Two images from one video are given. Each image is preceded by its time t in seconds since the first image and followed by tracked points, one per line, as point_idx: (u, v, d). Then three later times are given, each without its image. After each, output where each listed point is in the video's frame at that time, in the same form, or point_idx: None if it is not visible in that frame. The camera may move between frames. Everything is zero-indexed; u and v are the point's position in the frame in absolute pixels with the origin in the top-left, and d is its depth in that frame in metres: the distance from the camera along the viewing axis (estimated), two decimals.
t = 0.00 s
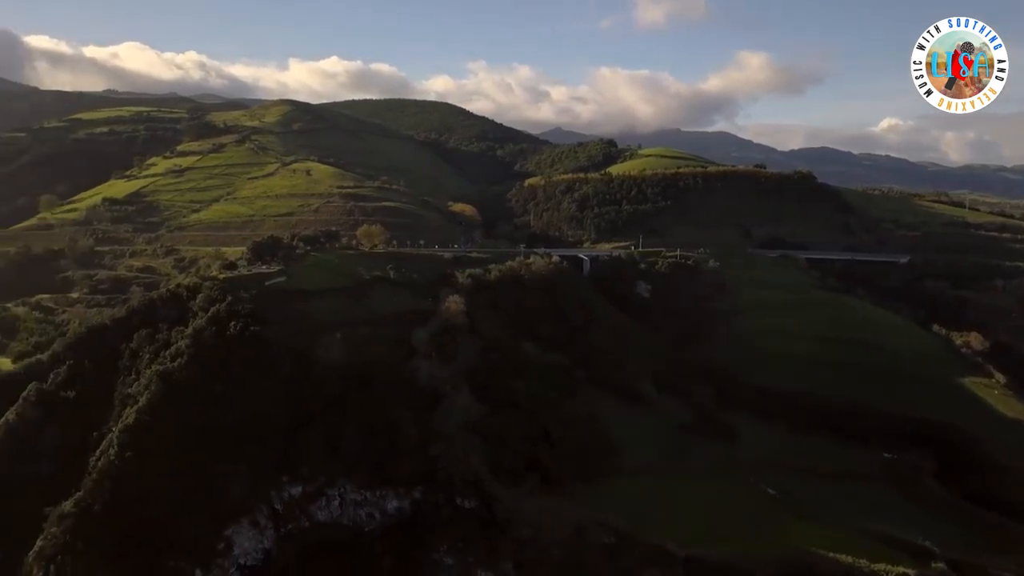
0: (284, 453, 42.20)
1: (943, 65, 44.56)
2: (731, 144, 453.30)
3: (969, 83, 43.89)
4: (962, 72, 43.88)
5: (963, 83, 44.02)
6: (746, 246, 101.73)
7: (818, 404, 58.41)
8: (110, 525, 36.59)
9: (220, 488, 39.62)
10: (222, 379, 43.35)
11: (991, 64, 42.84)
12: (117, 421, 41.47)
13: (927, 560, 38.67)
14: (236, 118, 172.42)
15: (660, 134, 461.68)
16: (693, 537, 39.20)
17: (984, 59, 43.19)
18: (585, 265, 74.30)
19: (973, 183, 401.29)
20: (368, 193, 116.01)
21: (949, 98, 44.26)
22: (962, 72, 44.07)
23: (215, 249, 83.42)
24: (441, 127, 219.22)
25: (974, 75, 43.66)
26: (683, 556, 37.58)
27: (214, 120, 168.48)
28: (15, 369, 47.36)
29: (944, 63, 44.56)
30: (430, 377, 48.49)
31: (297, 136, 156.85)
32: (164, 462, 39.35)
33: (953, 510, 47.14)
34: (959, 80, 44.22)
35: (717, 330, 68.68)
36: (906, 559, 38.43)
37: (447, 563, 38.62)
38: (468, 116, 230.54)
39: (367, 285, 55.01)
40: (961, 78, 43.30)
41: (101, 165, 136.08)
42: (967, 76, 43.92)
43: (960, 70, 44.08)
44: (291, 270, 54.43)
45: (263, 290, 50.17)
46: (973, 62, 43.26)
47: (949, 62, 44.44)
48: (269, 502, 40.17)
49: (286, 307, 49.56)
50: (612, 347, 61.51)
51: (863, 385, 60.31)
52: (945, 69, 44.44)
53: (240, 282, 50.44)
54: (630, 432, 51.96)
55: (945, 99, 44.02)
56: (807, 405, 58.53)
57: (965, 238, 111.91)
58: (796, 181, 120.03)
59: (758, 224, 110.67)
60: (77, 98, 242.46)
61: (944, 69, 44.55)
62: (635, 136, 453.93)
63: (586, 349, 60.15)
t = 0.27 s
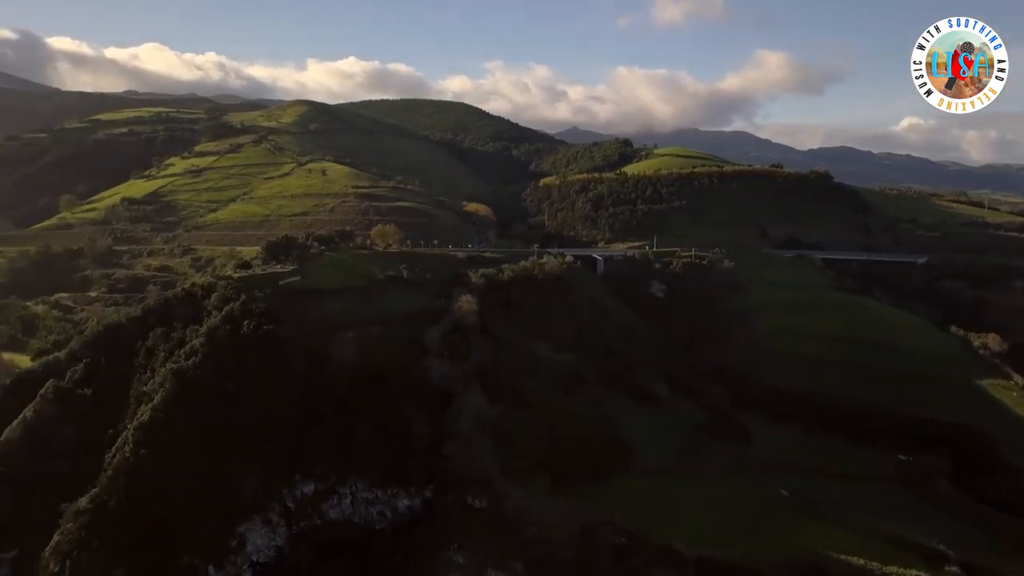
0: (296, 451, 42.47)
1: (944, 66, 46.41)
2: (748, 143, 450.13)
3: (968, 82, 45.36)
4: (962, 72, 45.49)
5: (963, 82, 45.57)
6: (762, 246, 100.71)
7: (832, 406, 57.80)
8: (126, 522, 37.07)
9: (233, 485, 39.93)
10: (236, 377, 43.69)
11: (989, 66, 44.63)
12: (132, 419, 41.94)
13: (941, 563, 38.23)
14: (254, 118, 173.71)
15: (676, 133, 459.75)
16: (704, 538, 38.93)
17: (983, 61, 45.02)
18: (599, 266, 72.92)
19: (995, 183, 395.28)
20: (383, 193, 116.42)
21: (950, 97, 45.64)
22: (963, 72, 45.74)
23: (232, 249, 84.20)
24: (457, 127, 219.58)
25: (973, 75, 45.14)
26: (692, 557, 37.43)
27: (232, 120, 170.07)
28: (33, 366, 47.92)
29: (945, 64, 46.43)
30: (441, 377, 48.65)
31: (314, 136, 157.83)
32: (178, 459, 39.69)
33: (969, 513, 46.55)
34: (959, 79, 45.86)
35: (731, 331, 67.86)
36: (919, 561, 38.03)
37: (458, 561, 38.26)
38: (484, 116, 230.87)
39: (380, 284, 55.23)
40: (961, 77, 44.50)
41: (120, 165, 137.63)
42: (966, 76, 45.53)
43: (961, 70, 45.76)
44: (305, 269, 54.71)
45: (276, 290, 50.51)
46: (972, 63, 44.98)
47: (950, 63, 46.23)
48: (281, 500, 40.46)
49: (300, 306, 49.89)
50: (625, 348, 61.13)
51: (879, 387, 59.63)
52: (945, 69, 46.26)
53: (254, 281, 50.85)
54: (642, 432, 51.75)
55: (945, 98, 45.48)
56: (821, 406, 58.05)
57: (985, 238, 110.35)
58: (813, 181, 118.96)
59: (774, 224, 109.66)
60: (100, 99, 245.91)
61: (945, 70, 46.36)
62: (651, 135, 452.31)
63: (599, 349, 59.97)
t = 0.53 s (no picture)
0: (310, 449, 43.05)
1: (944, 66, 47.02)
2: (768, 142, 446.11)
3: (969, 82, 45.77)
4: (962, 72, 45.95)
5: (963, 82, 46.00)
6: (781, 246, 99.69)
7: (849, 408, 57.33)
8: (143, 518, 37.36)
9: (249, 482, 40.49)
10: (252, 375, 44.15)
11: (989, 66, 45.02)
12: (150, 416, 42.47)
13: (957, 567, 37.80)
14: (274, 118, 175.44)
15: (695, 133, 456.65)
16: (715, 539, 38.94)
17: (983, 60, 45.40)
18: (616, 266, 72.35)
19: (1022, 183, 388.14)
20: (401, 193, 116.88)
21: (950, 97, 46.20)
22: (963, 72, 46.12)
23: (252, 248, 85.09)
24: (476, 127, 219.89)
25: (973, 75, 45.51)
26: (703, 558, 37.36)
27: (253, 121, 171.74)
28: (55, 363, 48.73)
29: (945, 64, 47.01)
30: (455, 376, 48.84)
31: (332, 137, 158.85)
32: (194, 456, 40.10)
33: (987, 518, 46.03)
34: (960, 79, 46.25)
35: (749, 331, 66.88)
36: (934, 565, 37.65)
37: (470, 560, 38.63)
38: (502, 116, 231.04)
39: (396, 283, 55.42)
40: (960, 78, 45.06)
41: (142, 165, 139.51)
42: (966, 76, 45.90)
43: (961, 70, 46.14)
44: (321, 268, 55.06)
45: (293, 289, 50.95)
46: (973, 62, 45.42)
47: (950, 63, 46.75)
48: (295, 497, 40.95)
49: (315, 305, 50.30)
50: (641, 348, 60.86)
51: (897, 389, 58.90)
52: (944, 70, 46.84)
53: (270, 281, 51.33)
54: (656, 432, 51.58)
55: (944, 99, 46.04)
56: (838, 409, 57.54)
57: (1009, 238, 108.49)
58: (832, 181, 117.68)
59: (793, 224, 108.52)
60: (124, 99, 249.65)
61: (945, 70, 46.93)
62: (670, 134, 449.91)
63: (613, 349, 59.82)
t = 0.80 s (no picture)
0: (322, 446, 42.71)
1: (945, 66, 48.10)
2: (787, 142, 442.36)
3: (969, 82, 47.17)
4: (962, 72, 47.38)
5: (963, 82, 47.38)
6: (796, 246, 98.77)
7: (865, 409, 56.84)
8: (157, 514, 37.92)
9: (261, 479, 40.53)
10: (266, 374, 44.60)
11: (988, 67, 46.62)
12: (165, 414, 42.99)
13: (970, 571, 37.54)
14: (291, 118, 176.79)
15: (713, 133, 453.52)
16: (726, 540, 38.98)
17: (983, 62, 47.04)
18: (630, 266, 71.92)
19: None
20: (416, 193, 117.17)
21: (950, 96, 47.51)
22: (963, 72, 47.57)
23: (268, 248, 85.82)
24: (492, 128, 220.06)
25: (973, 75, 46.86)
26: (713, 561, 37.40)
27: (271, 121, 173.15)
28: (73, 361, 49.37)
29: (946, 64, 48.11)
30: (467, 375, 48.94)
31: (348, 137, 159.58)
32: (208, 453, 40.62)
33: (1001, 522, 45.70)
34: (960, 79, 47.68)
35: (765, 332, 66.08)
36: (947, 568, 37.45)
37: (480, 559, 38.84)
38: (518, 116, 231.00)
39: (409, 282, 55.54)
40: (960, 77, 46.33)
41: (160, 165, 141.02)
42: (966, 76, 47.29)
43: (962, 70, 47.58)
44: (335, 268, 55.39)
45: (306, 288, 51.28)
46: (972, 62, 46.96)
47: (951, 63, 47.99)
48: (308, 495, 40.58)
49: (329, 305, 50.65)
50: (655, 348, 60.65)
51: (913, 390, 58.24)
52: (945, 70, 48.07)
53: (284, 280, 51.76)
54: (668, 432, 51.42)
55: (945, 97, 47.30)
56: (853, 410, 57.11)
57: None
58: (850, 181, 116.51)
59: (810, 225, 107.38)
60: (145, 101, 252.45)
61: (945, 70, 48.10)
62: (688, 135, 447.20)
63: (626, 349, 59.63)
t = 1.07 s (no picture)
0: (334, 444, 42.92)
1: (944, 66, 48.89)
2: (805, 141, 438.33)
3: (968, 82, 48.03)
4: (962, 72, 48.18)
5: (963, 82, 48.21)
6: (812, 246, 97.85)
7: (882, 411, 56.29)
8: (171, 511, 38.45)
9: (273, 477, 40.85)
10: (279, 373, 44.91)
11: (988, 66, 47.33)
12: (180, 411, 43.48)
13: None
14: (309, 118, 178.04)
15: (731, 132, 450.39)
16: (737, 545, 39.17)
17: (983, 61, 47.77)
18: (646, 266, 70.17)
19: None
20: (431, 193, 117.51)
21: (950, 97, 48.36)
22: (963, 72, 48.36)
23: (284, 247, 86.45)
24: (507, 128, 220.13)
25: (973, 75, 47.80)
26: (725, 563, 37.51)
27: (288, 121, 174.38)
28: (91, 358, 50.02)
29: (945, 64, 48.88)
30: (479, 375, 49.02)
31: (364, 137, 160.33)
32: (222, 451, 41.04)
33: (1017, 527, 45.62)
34: (960, 79, 48.51)
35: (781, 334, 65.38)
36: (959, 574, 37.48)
37: (491, 558, 38.91)
38: (534, 116, 230.96)
39: (422, 282, 55.64)
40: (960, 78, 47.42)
41: (179, 165, 142.49)
42: (966, 76, 48.15)
43: (961, 70, 48.37)
44: (349, 267, 55.66)
45: (320, 287, 51.54)
46: (972, 62, 47.62)
47: (950, 63, 48.74)
48: (320, 493, 40.85)
49: (343, 304, 50.86)
50: (669, 349, 60.22)
51: (931, 393, 57.50)
52: (945, 70, 48.80)
53: (298, 279, 52.11)
54: (681, 433, 51.22)
55: (945, 98, 48.22)
56: (869, 412, 56.59)
57: None
58: (867, 181, 115.28)
59: (826, 225, 106.11)
60: (165, 101, 255.04)
61: (945, 70, 48.85)
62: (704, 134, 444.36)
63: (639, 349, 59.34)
